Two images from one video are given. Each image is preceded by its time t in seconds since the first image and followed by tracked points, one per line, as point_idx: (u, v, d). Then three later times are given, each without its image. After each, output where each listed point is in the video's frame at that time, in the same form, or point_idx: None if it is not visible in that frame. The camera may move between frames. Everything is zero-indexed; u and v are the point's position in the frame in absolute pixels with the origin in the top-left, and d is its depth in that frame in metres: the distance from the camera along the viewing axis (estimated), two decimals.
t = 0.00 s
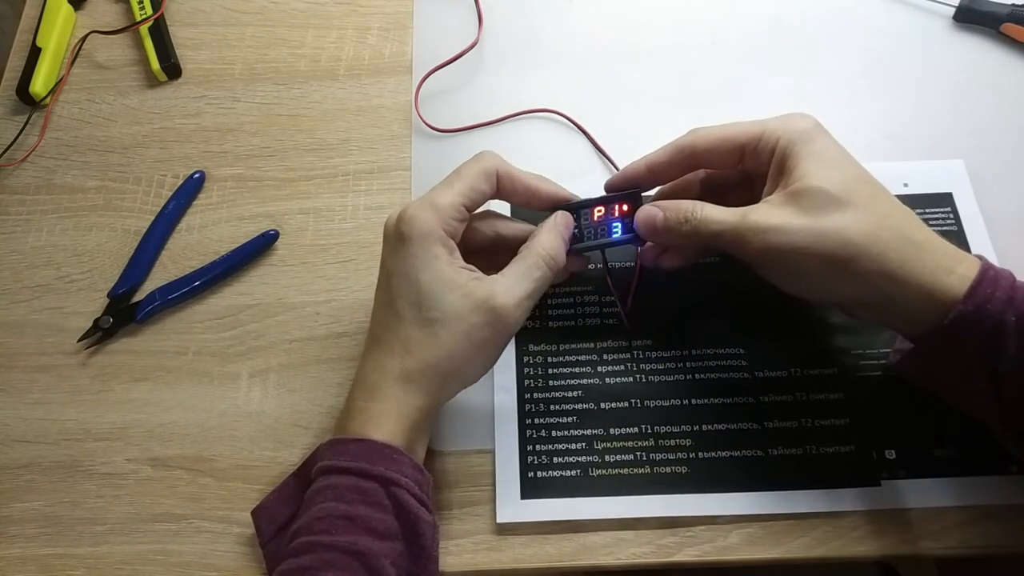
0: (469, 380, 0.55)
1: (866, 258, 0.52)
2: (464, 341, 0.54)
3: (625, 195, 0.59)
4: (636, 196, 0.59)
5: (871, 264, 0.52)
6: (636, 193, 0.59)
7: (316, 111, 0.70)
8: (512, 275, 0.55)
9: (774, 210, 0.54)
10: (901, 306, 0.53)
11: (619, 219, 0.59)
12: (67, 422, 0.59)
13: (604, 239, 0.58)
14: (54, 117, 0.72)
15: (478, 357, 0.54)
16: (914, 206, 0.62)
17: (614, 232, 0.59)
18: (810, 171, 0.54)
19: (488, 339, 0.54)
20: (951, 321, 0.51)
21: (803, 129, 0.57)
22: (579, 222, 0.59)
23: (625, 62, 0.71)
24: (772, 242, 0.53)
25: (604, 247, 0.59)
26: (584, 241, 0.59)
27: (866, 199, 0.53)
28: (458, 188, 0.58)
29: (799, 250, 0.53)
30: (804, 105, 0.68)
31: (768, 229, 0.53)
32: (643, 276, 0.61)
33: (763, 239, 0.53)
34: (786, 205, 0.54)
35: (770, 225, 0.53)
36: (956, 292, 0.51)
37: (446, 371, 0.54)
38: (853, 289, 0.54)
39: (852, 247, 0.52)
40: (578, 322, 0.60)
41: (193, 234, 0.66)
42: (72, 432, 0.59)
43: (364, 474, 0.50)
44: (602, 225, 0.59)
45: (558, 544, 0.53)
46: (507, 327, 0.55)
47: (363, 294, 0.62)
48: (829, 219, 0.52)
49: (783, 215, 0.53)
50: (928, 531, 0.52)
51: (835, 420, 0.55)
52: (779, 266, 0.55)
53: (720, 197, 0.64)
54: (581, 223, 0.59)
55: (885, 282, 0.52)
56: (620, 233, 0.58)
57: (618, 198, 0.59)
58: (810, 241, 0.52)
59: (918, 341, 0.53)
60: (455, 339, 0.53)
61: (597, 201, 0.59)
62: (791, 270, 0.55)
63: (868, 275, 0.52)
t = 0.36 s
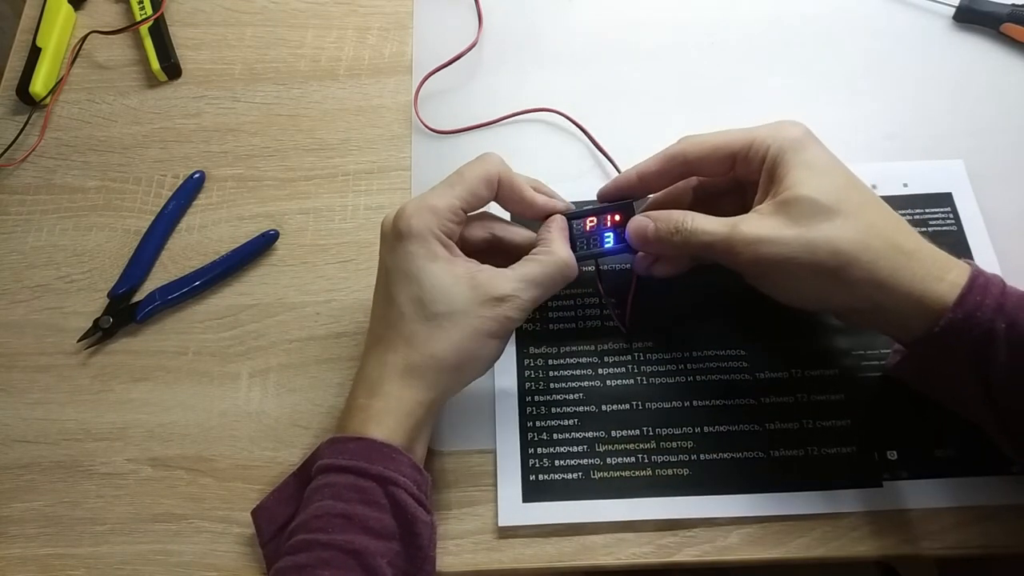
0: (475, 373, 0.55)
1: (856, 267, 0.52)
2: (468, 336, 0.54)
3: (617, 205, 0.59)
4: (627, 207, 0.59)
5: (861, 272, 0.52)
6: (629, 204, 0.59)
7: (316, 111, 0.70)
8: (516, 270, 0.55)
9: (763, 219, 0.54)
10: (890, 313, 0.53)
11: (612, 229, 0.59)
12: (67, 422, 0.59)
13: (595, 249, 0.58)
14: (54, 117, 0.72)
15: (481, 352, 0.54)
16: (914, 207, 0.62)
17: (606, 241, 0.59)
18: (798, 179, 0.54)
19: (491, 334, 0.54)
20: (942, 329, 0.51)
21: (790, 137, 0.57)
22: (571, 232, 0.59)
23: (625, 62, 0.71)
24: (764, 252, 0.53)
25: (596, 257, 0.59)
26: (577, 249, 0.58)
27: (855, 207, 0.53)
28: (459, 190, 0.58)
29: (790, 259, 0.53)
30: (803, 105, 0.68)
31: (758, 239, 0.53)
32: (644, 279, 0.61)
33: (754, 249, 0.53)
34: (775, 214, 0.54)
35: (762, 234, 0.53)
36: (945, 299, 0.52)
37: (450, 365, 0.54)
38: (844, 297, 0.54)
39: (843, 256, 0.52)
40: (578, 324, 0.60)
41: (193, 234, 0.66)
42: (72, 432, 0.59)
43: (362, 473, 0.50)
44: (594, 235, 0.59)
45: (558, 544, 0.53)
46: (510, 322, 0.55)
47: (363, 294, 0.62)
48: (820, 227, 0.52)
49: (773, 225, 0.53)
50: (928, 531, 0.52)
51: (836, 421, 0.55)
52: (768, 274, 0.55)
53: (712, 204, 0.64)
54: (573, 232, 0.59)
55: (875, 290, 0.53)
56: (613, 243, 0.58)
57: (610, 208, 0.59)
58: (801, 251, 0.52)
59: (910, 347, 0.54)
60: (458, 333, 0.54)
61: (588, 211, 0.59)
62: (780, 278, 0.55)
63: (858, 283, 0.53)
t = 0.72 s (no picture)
0: (472, 378, 0.55)
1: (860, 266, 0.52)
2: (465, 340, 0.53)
3: (619, 202, 0.60)
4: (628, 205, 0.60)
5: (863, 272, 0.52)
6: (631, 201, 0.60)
7: (316, 111, 0.70)
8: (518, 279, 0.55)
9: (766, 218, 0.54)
10: (894, 313, 0.53)
11: (615, 226, 0.59)
12: (67, 422, 0.59)
13: (599, 245, 0.59)
14: (54, 117, 0.72)
15: (478, 357, 0.54)
16: (914, 207, 0.62)
17: (610, 237, 0.59)
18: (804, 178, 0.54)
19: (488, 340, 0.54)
20: (947, 327, 0.51)
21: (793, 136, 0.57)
22: (575, 229, 0.60)
23: (625, 62, 0.71)
24: (767, 250, 0.53)
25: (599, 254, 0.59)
26: (579, 247, 0.59)
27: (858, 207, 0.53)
28: (457, 189, 0.58)
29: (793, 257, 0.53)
30: (803, 106, 0.68)
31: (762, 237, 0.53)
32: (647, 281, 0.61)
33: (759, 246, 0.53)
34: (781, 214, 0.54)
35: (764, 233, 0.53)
36: (949, 298, 0.52)
37: (448, 367, 0.53)
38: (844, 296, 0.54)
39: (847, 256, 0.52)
40: (578, 324, 0.60)
41: (193, 234, 0.66)
42: (72, 432, 0.59)
43: (364, 477, 0.50)
44: (598, 232, 0.59)
45: (558, 544, 0.53)
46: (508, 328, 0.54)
47: (363, 294, 0.62)
48: (823, 226, 0.53)
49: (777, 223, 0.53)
50: (928, 531, 0.52)
51: (837, 421, 0.55)
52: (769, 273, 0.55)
53: (715, 202, 0.64)
54: (577, 229, 0.59)
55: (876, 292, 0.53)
56: (616, 239, 0.59)
57: (612, 205, 0.59)
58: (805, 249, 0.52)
59: (912, 346, 0.54)
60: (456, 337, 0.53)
61: (592, 207, 0.60)
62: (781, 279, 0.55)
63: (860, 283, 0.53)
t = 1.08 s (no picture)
0: (478, 390, 0.56)
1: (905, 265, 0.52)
2: (473, 354, 0.54)
3: (642, 197, 0.58)
4: (653, 200, 0.58)
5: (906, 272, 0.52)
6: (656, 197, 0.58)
7: (316, 111, 0.70)
8: (527, 292, 0.55)
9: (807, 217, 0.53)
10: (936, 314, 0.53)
11: (638, 221, 0.58)
12: (66, 422, 0.59)
13: (622, 241, 0.57)
14: (54, 117, 0.72)
15: (485, 369, 0.55)
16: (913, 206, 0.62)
17: (633, 233, 0.57)
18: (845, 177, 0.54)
19: (496, 352, 0.54)
20: (987, 324, 0.51)
21: (828, 134, 0.57)
22: (596, 222, 0.58)
23: (625, 62, 0.71)
24: (811, 249, 0.52)
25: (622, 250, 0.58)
26: (602, 242, 0.57)
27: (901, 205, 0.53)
28: (471, 204, 0.58)
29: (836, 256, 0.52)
30: (804, 106, 0.68)
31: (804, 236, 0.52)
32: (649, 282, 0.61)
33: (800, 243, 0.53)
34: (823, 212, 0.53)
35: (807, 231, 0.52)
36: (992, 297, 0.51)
37: (450, 377, 0.54)
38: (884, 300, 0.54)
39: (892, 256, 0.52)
40: (579, 325, 0.60)
41: (193, 234, 0.65)
42: (72, 432, 0.59)
43: (364, 481, 0.50)
44: (620, 227, 0.58)
45: (559, 544, 0.53)
46: (516, 342, 0.55)
47: (363, 294, 0.62)
48: (865, 223, 0.52)
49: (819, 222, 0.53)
50: (928, 531, 0.52)
51: (837, 421, 0.55)
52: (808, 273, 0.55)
53: (738, 199, 0.65)
54: (599, 222, 0.58)
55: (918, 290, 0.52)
56: (639, 235, 0.57)
57: (636, 199, 0.58)
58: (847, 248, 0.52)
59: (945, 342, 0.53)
60: (463, 351, 0.54)
61: (614, 201, 0.58)
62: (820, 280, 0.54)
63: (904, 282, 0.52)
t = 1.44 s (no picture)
0: (478, 391, 0.55)
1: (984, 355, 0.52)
2: (473, 355, 0.54)
3: (645, 200, 0.56)
4: (658, 203, 0.56)
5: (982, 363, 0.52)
6: (659, 199, 0.56)
7: (316, 111, 0.70)
8: (528, 293, 0.56)
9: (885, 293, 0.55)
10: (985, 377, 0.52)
11: (643, 225, 0.57)
12: (66, 422, 0.59)
13: (626, 245, 0.57)
14: (54, 117, 0.72)
15: (486, 370, 0.55)
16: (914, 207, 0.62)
17: (637, 238, 0.57)
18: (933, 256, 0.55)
19: (498, 352, 0.54)
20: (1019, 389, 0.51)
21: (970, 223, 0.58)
22: (600, 227, 0.57)
23: (625, 62, 0.71)
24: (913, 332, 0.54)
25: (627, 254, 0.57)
26: (606, 247, 0.57)
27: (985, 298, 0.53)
28: (472, 206, 0.58)
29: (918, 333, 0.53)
30: (804, 107, 0.68)
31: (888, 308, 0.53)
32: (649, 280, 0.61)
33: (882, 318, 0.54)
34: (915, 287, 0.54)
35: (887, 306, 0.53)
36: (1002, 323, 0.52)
37: (451, 378, 0.54)
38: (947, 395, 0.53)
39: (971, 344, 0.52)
40: (579, 325, 0.60)
41: (193, 234, 0.65)
42: (72, 432, 0.59)
43: (363, 484, 0.51)
44: (625, 232, 0.57)
45: (559, 544, 0.53)
46: (517, 342, 0.55)
47: (363, 293, 0.62)
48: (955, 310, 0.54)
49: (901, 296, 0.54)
50: (927, 531, 0.52)
51: (837, 420, 0.55)
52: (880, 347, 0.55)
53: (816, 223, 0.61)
54: (603, 228, 0.57)
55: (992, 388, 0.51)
56: (643, 239, 0.56)
57: (639, 203, 0.56)
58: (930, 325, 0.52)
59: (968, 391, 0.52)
60: (464, 351, 0.54)
61: (618, 204, 0.57)
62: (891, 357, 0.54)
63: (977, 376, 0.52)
